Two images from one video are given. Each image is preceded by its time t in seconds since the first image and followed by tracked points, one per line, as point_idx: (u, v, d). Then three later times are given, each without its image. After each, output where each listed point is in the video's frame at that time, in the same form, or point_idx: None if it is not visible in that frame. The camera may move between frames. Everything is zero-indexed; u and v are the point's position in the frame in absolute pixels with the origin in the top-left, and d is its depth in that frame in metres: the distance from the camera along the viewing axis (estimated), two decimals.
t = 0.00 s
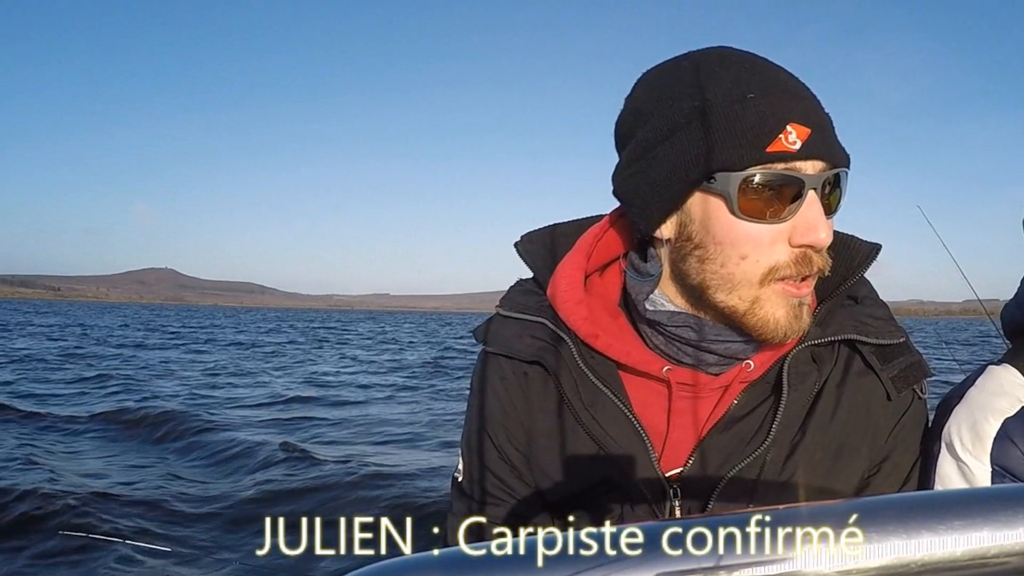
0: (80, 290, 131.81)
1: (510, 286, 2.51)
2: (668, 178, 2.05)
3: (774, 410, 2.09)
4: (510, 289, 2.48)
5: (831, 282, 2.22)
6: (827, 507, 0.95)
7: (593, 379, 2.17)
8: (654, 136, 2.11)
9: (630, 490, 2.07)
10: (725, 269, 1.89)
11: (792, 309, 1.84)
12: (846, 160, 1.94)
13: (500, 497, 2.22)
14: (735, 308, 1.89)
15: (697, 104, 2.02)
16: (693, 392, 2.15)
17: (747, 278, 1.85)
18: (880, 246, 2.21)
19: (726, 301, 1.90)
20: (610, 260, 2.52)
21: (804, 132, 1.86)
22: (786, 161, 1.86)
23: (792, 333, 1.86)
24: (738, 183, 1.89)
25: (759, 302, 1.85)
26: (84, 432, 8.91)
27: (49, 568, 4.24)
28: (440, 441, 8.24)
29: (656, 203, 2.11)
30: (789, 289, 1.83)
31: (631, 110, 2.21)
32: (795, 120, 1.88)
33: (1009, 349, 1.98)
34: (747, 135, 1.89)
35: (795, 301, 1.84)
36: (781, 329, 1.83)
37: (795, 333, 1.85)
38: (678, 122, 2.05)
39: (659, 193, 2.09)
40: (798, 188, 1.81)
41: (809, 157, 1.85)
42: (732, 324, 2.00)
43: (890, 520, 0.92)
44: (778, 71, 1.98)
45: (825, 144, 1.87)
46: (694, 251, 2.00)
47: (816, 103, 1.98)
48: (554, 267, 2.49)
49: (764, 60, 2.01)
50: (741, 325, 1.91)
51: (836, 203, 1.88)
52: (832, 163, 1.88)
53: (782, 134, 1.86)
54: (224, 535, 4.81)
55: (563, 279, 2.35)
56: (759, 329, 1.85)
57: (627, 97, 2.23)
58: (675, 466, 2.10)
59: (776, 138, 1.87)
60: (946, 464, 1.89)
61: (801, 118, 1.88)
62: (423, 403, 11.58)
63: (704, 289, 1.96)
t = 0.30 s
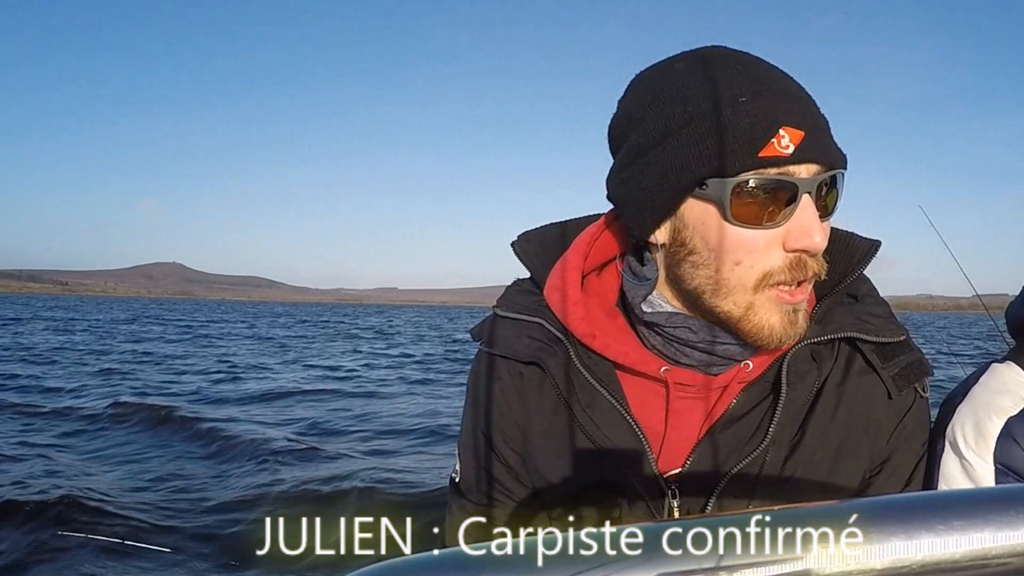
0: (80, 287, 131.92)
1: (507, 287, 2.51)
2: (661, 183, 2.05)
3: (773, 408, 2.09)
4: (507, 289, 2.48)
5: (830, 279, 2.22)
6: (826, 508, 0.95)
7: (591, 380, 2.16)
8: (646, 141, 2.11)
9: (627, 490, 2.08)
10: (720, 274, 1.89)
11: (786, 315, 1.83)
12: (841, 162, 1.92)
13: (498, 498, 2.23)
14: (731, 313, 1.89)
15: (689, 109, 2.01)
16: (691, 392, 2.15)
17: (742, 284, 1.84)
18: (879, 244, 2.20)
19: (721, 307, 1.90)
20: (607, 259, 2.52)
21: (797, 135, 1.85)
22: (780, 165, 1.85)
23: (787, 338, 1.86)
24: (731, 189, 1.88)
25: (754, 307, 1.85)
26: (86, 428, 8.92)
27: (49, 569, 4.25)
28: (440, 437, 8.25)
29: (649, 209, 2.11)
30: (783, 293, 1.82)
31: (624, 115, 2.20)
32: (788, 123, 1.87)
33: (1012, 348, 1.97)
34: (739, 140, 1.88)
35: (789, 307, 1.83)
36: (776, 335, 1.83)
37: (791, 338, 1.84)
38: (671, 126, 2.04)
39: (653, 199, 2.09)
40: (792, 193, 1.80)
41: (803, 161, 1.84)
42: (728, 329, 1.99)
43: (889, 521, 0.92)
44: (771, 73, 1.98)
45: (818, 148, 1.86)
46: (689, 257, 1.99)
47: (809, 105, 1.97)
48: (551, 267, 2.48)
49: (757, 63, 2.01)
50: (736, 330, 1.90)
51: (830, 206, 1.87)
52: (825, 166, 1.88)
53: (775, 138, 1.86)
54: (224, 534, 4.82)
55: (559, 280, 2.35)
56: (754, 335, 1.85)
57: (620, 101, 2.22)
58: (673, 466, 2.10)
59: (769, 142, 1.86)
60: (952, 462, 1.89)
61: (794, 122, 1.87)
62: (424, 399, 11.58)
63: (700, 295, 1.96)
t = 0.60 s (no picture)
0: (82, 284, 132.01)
1: (508, 285, 2.50)
2: (663, 184, 2.05)
3: (773, 406, 2.09)
4: (508, 287, 2.47)
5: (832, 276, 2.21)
6: (826, 509, 0.95)
7: (591, 379, 2.16)
8: (648, 141, 2.10)
9: (627, 489, 2.08)
10: (723, 274, 1.89)
11: (789, 315, 1.83)
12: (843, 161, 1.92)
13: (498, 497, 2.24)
14: (733, 313, 1.89)
15: (690, 109, 2.01)
16: (693, 390, 2.15)
17: (745, 283, 1.84)
18: (880, 240, 2.20)
19: (724, 306, 1.90)
20: (608, 257, 2.51)
21: (798, 135, 1.85)
22: (782, 164, 1.84)
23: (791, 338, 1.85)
24: (734, 189, 1.88)
25: (756, 307, 1.84)
26: (88, 424, 8.93)
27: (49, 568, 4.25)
28: (441, 434, 8.25)
29: (651, 209, 2.11)
30: (786, 292, 1.82)
31: (625, 115, 2.20)
32: (790, 122, 1.86)
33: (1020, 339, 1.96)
34: (741, 140, 1.88)
35: (792, 307, 1.83)
36: (779, 335, 1.83)
37: (794, 339, 1.84)
38: (672, 126, 2.04)
39: (654, 199, 2.08)
40: (794, 192, 1.79)
41: (805, 161, 1.83)
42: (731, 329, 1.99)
43: (890, 521, 0.92)
44: (771, 73, 1.97)
45: (820, 147, 1.86)
46: (692, 257, 1.99)
47: (810, 104, 1.96)
48: (552, 265, 2.48)
49: (758, 62, 2.00)
50: (739, 330, 1.90)
51: (833, 204, 1.86)
52: (827, 164, 1.87)
53: (776, 138, 1.85)
54: (224, 534, 4.82)
55: (559, 278, 2.35)
56: (758, 336, 1.85)
57: (621, 101, 2.22)
58: (673, 465, 2.10)
59: (770, 141, 1.85)
60: (963, 419, 1.92)
61: (795, 121, 1.87)
62: (425, 396, 11.59)
63: (703, 295, 1.96)
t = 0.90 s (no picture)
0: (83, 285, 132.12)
1: (508, 286, 2.50)
2: (662, 182, 2.05)
3: (773, 408, 2.09)
4: (508, 288, 2.47)
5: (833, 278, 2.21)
6: (827, 510, 0.95)
7: (591, 381, 2.16)
8: (647, 139, 2.10)
9: (624, 492, 2.07)
10: (722, 272, 1.89)
11: (789, 314, 1.83)
12: (841, 158, 1.92)
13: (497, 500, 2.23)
14: (732, 311, 1.89)
15: (689, 106, 2.01)
16: (693, 391, 2.15)
17: (744, 281, 1.84)
18: (882, 241, 2.20)
19: (723, 305, 1.90)
20: (608, 259, 2.51)
21: (797, 132, 1.85)
22: (781, 162, 1.84)
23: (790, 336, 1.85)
24: (733, 187, 1.88)
25: (756, 306, 1.84)
26: (89, 427, 8.93)
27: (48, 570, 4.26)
28: (442, 437, 8.25)
29: (650, 207, 2.10)
30: (785, 291, 1.81)
31: (623, 113, 2.20)
32: (788, 120, 1.86)
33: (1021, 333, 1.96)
34: (740, 138, 1.88)
35: (791, 306, 1.83)
36: (779, 334, 1.83)
37: (794, 338, 1.84)
38: (671, 124, 2.04)
39: (653, 197, 2.08)
40: (793, 190, 1.79)
41: (804, 158, 1.84)
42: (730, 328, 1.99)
43: (890, 523, 0.92)
44: (770, 70, 1.97)
45: (819, 145, 1.86)
46: (691, 255, 1.99)
47: (809, 101, 1.96)
48: (552, 266, 2.48)
49: (757, 59, 2.00)
50: (738, 328, 1.90)
51: (832, 203, 1.86)
52: (827, 162, 1.87)
53: (775, 135, 1.85)
54: (223, 535, 4.82)
55: (559, 279, 2.35)
56: (757, 335, 1.85)
57: (620, 99, 2.22)
58: (674, 467, 2.11)
59: (770, 138, 1.85)
60: (964, 408, 1.91)
61: (794, 118, 1.87)
62: (426, 399, 11.58)
63: (702, 294, 1.96)
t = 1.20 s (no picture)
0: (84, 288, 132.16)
1: (506, 288, 2.50)
2: (660, 181, 2.04)
3: (773, 410, 2.09)
4: (506, 290, 2.47)
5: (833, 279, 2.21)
6: (827, 511, 0.95)
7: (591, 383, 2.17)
8: (644, 138, 2.10)
9: (623, 493, 2.08)
10: (719, 271, 1.89)
11: (787, 313, 1.83)
12: (839, 157, 1.92)
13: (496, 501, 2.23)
14: (730, 310, 1.89)
15: (686, 106, 2.01)
16: (693, 393, 2.15)
17: (742, 281, 1.84)
18: (881, 242, 2.20)
19: (720, 304, 1.90)
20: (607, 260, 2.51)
21: (795, 131, 1.85)
22: (779, 161, 1.85)
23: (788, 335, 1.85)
24: (731, 186, 1.88)
25: (754, 305, 1.84)
26: (88, 431, 8.93)
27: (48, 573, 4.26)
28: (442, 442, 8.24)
29: (648, 206, 2.10)
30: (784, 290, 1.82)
31: (620, 113, 2.20)
32: (786, 119, 1.86)
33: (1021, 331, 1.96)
34: (738, 137, 1.88)
35: (790, 305, 1.83)
36: (777, 332, 1.83)
37: (792, 336, 1.84)
38: (668, 123, 2.04)
39: (650, 197, 2.08)
40: (791, 189, 1.79)
41: (801, 157, 1.84)
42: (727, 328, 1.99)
43: (890, 522, 0.92)
44: (768, 70, 1.97)
45: (817, 144, 1.86)
46: (689, 255, 1.99)
47: (807, 102, 1.97)
48: (550, 267, 2.48)
49: (755, 59, 2.00)
50: (736, 327, 1.90)
51: (831, 202, 1.86)
52: (825, 161, 1.87)
53: (773, 134, 1.85)
54: (221, 537, 4.81)
55: (558, 279, 2.34)
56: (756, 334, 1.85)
57: (618, 99, 2.22)
58: (673, 469, 2.11)
59: (767, 138, 1.85)
60: (964, 411, 1.91)
61: (792, 117, 1.87)
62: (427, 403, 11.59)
63: (700, 293, 1.96)
